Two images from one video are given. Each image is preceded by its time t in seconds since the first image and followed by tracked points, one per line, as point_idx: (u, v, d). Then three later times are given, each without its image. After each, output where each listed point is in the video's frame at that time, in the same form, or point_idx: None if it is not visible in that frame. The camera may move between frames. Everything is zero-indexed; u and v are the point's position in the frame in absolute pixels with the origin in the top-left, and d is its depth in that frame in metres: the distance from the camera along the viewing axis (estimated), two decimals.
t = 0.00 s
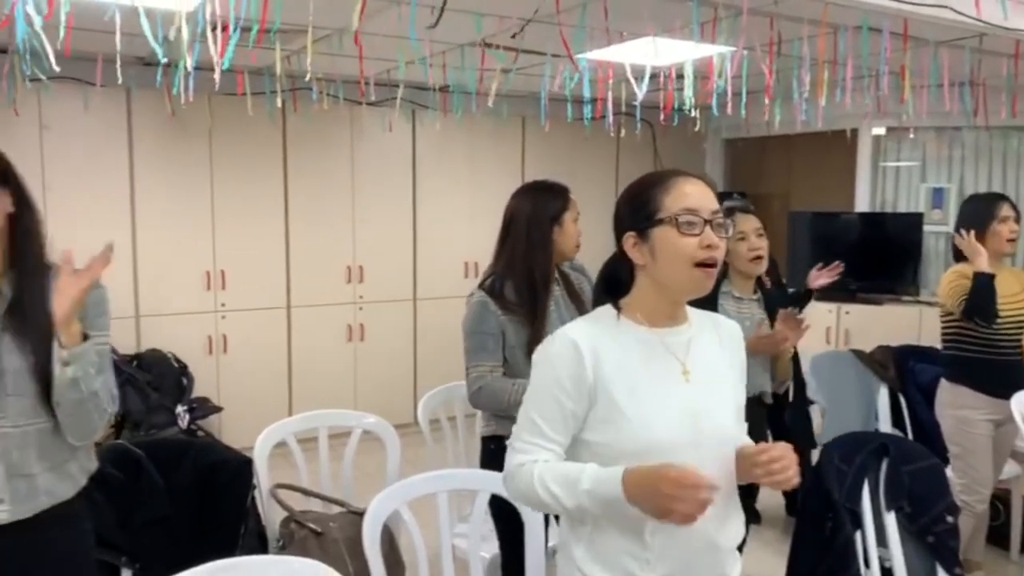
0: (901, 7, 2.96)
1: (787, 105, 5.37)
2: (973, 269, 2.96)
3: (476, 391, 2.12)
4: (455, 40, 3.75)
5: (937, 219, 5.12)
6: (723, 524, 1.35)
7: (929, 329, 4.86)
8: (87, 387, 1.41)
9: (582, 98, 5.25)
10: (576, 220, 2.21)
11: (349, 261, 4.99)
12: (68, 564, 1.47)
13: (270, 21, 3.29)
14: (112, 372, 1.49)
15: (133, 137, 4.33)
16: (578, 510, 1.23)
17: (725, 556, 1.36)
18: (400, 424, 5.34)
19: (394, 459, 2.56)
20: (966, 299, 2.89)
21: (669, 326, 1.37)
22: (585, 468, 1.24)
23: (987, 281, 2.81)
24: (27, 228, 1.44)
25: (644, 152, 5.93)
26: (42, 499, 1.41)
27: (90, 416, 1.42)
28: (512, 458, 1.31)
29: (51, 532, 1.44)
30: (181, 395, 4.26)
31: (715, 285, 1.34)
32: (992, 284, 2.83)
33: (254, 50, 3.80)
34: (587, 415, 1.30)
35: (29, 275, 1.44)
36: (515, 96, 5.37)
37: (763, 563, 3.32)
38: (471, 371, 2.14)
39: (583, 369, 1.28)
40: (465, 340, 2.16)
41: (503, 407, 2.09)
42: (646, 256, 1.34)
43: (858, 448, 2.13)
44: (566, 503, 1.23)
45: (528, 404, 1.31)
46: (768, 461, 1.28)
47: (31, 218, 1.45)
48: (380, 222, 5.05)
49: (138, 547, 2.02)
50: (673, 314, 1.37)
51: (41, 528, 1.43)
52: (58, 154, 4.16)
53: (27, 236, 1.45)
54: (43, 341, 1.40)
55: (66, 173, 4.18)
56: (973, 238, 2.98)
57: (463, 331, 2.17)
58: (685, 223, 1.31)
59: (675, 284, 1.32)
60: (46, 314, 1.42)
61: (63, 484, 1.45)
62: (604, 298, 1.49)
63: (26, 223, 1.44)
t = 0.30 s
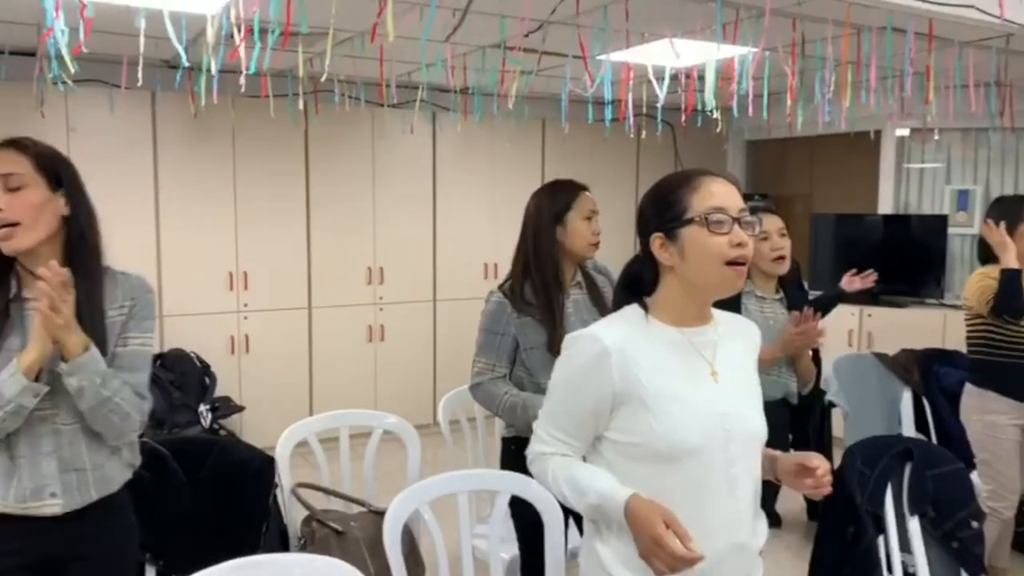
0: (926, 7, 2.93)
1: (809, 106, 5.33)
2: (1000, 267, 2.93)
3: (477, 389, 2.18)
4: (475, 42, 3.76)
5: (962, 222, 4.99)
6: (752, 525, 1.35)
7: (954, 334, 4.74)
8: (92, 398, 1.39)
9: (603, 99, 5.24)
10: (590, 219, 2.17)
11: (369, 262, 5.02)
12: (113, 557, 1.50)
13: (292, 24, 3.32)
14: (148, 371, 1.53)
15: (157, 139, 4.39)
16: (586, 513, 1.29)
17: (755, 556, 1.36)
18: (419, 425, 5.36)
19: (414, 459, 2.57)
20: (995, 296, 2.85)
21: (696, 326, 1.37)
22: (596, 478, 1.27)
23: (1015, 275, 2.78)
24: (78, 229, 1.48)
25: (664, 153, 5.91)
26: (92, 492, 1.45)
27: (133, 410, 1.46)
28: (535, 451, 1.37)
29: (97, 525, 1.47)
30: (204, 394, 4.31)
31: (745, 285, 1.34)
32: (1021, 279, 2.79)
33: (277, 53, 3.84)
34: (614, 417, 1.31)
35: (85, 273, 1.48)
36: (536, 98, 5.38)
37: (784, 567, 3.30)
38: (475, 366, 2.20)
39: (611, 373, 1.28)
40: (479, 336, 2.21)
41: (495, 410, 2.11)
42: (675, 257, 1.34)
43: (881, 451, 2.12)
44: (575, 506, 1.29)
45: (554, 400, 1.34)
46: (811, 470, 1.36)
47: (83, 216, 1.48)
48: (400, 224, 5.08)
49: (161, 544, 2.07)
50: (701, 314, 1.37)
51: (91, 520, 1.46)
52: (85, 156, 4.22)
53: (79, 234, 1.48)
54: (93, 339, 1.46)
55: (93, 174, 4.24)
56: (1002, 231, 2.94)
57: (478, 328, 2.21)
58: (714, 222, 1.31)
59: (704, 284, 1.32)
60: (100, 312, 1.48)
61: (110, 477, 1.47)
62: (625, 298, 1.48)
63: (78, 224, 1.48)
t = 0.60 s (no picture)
0: (946, 7, 2.90)
1: (827, 107, 5.30)
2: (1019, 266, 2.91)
3: (488, 385, 2.19)
4: (491, 44, 3.76)
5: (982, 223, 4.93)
6: (767, 525, 1.35)
7: (973, 338, 4.71)
8: (128, 393, 1.41)
9: (620, 100, 5.24)
10: (595, 217, 2.19)
11: (385, 262, 5.04)
12: (142, 554, 1.52)
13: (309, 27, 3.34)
14: (184, 366, 1.55)
15: (176, 140, 4.43)
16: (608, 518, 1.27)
17: (769, 557, 1.36)
18: (435, 425, 5.37)
19: (430, 459, 2.58)
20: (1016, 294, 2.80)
21: (708, 329, 1.37)
22: (617, 482, 1.26)
23: None
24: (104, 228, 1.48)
25: (681, 154, 5.89)
26: (123, 486, 1.47)
27: (168, 403, 1.48)
28: (551, 457, 1.35)
29: (126, 520, 1.49)
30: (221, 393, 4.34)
31: (761, 288, 1.34)
32: None
33: (294, 55, 3.86)
34: (629, 421, 1.31)
35: (118, 269, 1.49)
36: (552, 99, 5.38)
37: (800, 570, 3.28)
38: (491, 363, 2.20)
39: (626, 377, 1.28)
40: (494, 333, 2.23)
41: (500, 406, 2.14)
42: (691, 260, 1.34)
43: (899, 454, 2.08)
44: (597, 512, 1.27)
45: (569, 406, 1.33)
46: (853, 458, 1.37)
47: (111, 213, 1.49)
48: (416, 224, 5.09)
49: (181, 541, 2.09)
50: (714, 317, 1.37)
51: (122, 514, 1.49)
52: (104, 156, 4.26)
53: (109, 231, 1.49)
54: (127, 333, 1.48)
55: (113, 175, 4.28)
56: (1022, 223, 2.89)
57: (494, 325, 2.23)
58: (732, 226, 1.31)
59: (720, 288, 1.32)
60: (133, 307, 1.50)
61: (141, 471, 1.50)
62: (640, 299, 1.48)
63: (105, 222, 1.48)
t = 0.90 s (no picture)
0: (976, 5, 2.87)
1: (853, 107, 5.25)
2: None
3: (517, 388, 2.19)
4: (515, 44, 3.77)
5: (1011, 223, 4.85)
6: (785, 526, 1.34)
7: (1002, 341, 4.64)
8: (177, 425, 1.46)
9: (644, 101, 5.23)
10: (613, 217, 2.21)
11: (408, 263, 5.06)
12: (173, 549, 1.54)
13: (335, 28, 3.37)
14: (227, 370, 1.62)
15: (203, 141, 4.48)
16: (656, 503, 1.22)
17: (789, 559, 1.35)
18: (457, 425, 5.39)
19: (453, 459, 2.59)
20: None
21: (729, 329, 1.36)
22: (660, 461, 1.22)
23: None
24: (134, 231, 1.50)
25: (704, 154, 5.87)
26: (158, 482, 1.51)
27: (212, 413, 1.53)
28: (596, 461, 1.32)
29: (158, 515, 1.52)
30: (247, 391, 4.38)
31: (782, 289, 1.34)
32: None
33: (319, 56, 3.89)
34: (656, 416, 1.30)
35: (154, 270, 1.52)
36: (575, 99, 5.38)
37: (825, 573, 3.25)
38: (520, 366, 2.20)
39: (646, 373, 1.29)
40: (518, 335, 2.22)
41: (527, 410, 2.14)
42: (711, 260, 1.33)
43: (927, 456, 2.10)
44: (644, 497, 1.22)
45: (601, 409, 1.32)
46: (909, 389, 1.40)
47: (142, 215, 1.51)
48: (439, 224, 5.11)
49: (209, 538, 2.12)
50: (735, 318, 1.36)
51: (155, 510, 1.51)
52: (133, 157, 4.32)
53: (140, 232, 1.51)
54: (165, 335, 1.52)
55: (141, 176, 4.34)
56: None
57: (519, 327, 2.23)
58: (752, 227, 1.30)
59: (741, 288, 1.31)
60: (169, 309, 1.53)
61: (176, 468, 1.54)
62: (664, 299, 1.48)
63: (134, 225, 1.50)
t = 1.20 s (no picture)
0: (1001, 2, 2.84)
1: (875, 105, 5.21)
2: None
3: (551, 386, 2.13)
4: (535, 44, 3.77)
5: None
6: (807, 527, 1.34)
7: None
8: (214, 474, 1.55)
9: (664, 100, 5.22)
10: (629, 215, 2.22)
11: (427, 263, 5.08)
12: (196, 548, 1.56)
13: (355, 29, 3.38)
14: (266, 377, 1.64)
15: (225, 141, 4.52)
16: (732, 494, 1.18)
17: (809, 559, 1.34)
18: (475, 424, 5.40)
19: (473, 458, 2.60)
20: None
21: (752, 326, 1.35)
22: (726, 451, 1.19)
23: None
24: (157, 240, 1.52)
25: (724, 154, 5.85)
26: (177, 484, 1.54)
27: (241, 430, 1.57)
28: (642, 460, 1.29)
29: (179, 513, 1.54)
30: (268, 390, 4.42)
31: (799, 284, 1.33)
32: None
33: (340, 57, 3.92)
34: (688, 411, 1.29)
35: (177, 279, 1.53)
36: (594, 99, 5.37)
37: None
38: (548, 368, 2.14)
39: (673, 366, 1.29)
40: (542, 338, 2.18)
41: (575, 407, 2.06)
42: (727, 256, 1.33)
43: (951, 459, 2.06)
44: (719, 490, 1.18)
45: (637, 410, 1.31)
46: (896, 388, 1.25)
47: (164, 224, 1.53)
48: (458, 224, 5.13)
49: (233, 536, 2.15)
50: (755, 314, 1.35)
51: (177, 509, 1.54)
52: (155, 158, 4.36)
53: (162, 240, 1.53)
54: (189, 342, 1.52)
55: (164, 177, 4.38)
56: None
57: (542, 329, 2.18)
58: (767, 221, 1.30)
59: (758, 283, 1.30)
60: (192, 318, 1.54)
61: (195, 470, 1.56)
62: (688, 298, 1.49)
63: (157, 235, 1.52)
